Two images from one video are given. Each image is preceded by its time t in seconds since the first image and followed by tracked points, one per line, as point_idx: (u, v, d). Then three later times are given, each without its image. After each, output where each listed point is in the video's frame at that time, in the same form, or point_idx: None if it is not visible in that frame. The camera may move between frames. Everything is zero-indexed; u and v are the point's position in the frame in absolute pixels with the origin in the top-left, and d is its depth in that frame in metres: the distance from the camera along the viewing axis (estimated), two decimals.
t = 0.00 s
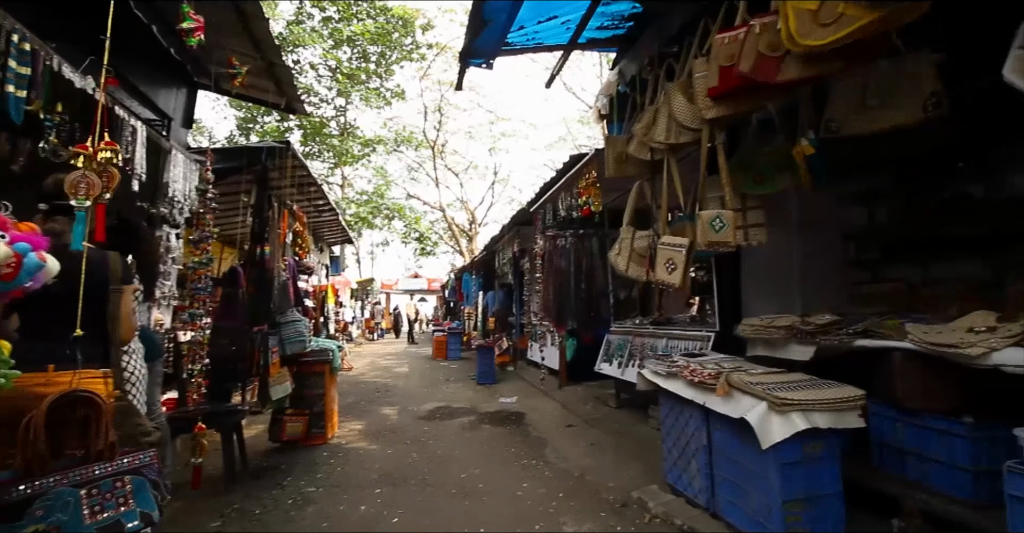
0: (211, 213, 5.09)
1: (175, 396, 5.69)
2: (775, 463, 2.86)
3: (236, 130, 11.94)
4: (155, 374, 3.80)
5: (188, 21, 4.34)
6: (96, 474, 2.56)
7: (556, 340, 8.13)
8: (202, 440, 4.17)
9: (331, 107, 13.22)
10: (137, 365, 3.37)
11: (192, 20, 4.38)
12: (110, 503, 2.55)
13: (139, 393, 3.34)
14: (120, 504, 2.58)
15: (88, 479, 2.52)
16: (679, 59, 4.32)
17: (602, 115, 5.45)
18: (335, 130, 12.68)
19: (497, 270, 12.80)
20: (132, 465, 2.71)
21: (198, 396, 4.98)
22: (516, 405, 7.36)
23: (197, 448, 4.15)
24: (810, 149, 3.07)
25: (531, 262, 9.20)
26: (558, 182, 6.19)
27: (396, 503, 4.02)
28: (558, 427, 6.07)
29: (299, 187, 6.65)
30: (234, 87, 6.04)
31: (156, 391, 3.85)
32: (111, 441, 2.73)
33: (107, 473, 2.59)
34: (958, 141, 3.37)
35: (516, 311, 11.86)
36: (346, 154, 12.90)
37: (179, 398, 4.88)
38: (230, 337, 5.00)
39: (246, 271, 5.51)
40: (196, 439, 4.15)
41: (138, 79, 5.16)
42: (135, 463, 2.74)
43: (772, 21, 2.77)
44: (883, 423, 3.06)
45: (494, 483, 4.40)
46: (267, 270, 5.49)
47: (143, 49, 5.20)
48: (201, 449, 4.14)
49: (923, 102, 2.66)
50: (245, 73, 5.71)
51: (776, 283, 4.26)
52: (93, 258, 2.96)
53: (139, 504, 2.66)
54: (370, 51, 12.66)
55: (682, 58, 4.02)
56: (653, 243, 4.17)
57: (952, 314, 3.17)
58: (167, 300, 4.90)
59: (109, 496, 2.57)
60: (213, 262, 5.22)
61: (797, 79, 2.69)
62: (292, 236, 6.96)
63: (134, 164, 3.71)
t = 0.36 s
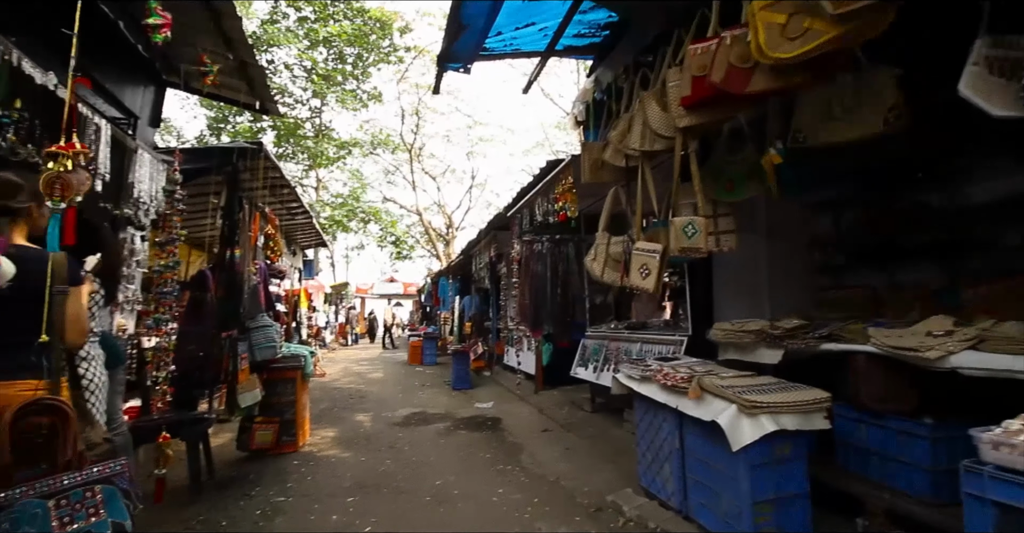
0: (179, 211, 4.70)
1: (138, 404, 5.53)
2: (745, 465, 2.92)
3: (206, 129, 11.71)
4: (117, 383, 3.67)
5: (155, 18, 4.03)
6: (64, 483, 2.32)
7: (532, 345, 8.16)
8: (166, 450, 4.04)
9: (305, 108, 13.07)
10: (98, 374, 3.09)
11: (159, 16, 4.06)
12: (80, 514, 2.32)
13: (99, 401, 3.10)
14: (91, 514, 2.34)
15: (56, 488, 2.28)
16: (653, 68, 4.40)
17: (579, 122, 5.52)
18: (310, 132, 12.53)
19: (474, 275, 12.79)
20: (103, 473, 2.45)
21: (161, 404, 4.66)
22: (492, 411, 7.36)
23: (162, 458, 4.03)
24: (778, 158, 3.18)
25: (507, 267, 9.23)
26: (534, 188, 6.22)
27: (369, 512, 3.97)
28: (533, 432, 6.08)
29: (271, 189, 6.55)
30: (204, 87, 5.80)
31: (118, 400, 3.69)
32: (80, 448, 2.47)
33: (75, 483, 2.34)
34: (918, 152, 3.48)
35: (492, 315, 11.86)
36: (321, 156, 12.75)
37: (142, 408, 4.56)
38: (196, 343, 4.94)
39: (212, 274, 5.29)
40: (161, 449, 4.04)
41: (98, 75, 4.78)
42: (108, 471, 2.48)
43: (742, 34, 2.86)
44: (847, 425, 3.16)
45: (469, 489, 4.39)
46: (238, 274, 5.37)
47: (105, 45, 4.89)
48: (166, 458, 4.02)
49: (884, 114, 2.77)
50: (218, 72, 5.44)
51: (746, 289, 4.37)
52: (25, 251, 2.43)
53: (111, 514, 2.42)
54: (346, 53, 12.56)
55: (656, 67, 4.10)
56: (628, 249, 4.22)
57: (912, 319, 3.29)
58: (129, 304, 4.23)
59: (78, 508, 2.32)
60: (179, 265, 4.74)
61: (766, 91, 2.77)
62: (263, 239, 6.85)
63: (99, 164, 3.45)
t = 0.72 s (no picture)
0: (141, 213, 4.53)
1: (95, 413, 5.33)
2: (713, 467, 2.99)
3: (171, 128, 11.41)
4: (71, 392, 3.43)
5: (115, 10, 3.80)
6: (26, 496, 2.21)
7: (506, 350, 8.18)
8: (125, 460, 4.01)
9: (276, 109, 12.87)
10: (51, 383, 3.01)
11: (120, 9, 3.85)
12: (41, 528, 2.21)
13: (49, 412, 3.01)
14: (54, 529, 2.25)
15: (16, 501, 2.17)
16: (626, 77, 4.49)
17: (554, 128, 5.59)
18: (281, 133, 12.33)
19: (448, 280, 12.75)
20: (65, 485, 2.36)
21: (120, 413, 4.45)
22: (465, 416, 7.34)
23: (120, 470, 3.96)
24: (745, 167, 3.23)
25: (482, 272, 9.23)
26: (509, 193, 6.27)
27: (338, 521, 3.92)
28: (506, 438, 6.09)
29: (239, 191, 6.42)
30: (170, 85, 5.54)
31: (72, 409, 3.47)
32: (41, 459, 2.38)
33: (37, 496, 2.24)
34: (878, 164, 3.62)
35: (466, 320, 11.83)
36: (292, 157, 12.54)
37: (98, 417, 4.36)
38: (161, 351, 4.61)
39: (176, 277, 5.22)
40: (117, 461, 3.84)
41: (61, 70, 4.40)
42: (70, 483, 2.39)
43: (712, 46, 2.93)
44: (810, 426, 3.25)
45: (440, 497, 4.37)
46: (202, 277, 5.33)
47: (67, 39, 4.52)
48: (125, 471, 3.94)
49: (846, 126, 2.88)
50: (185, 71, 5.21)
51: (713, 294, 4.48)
52: None
53: (75, 527, 2.32)
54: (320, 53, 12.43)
55: (629, 77, 4.17)
56: (600, 255, 4.28)
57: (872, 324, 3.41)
58: (88, 309, 4.17)
59: (39, 521, 2.22)
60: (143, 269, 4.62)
61: (734, 102, 2.85)
62: (230, 242, 6.72)
63: (56, 162, 3.34)
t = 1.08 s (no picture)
0: (100, 213, 4.28)
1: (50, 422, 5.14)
2: (684, 470, 3.04)
3: (136, 126, 11.13)
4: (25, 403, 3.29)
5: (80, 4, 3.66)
6: None
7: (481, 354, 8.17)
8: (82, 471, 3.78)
9: (247, 108, 12.68)
10: None
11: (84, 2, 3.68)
12: None
13: None
14: None
15: None
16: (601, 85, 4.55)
17: (529, 134, 5.62)
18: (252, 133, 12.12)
19: (423, 284, 12.68)
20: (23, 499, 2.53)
21: (77, 421, 4.21)
22: (439, 422, 7.29)
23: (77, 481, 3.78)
24: (716, 174, 3.29)
25: (457, 276, 9.22)
26: (485, 197, 6.28)
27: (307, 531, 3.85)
28: (480, 443, 6.07)
29: (207, 191, 6.28)
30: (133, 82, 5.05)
31: (25, 420, 3.32)
32: None
33: None
34: (841, 173, 3.74)
35: (441, 325, 11.77)
36: (263, 157, 12.34)
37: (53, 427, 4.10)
38: (119, 356, 4.61)
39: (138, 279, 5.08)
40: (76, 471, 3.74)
41: (22, 65, 4.21)
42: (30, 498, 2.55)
43: (683, 57, 2.99)
44: (777, 429, 3.33)
45: (413, 504, 4.33)
46: (167, 280, 5.16)
47: (25, 33, 4.29)
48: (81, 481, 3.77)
49: (810, 137, 2.97)
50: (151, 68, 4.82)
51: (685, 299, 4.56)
52: None
53: None
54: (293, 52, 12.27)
55: (603, 84, 4.23)
56: (574, 259, 4.32)
57: (835, 328, 3.52)
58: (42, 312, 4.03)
59: None
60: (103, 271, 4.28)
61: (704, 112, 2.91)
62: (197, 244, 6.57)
63: (12, 161, 3.23)
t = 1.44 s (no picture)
0: (71, 217, 4.25)
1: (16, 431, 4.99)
2: (664, 474, 3.06)
3: (110, 127, 10.92)
4: None
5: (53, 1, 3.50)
6: None
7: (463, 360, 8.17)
8: (48, 483, 3.70)
9: (226, 110, 12.53)
10: None
11: None
12: None
13: None
14: None
15: None
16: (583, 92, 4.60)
17: (512, 140, 5.66)
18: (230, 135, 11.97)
19: (405, 289, 12.63)
20: None
21: (43, 431, 4.04)
22: (420, 429, 7.25)
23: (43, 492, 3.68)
24: (695, 183, 3.42)
25: (439, 281, 9.20)
26: (468, 203, 6.29)
27: None
28: (461, 450, 6.05)
29: (183, 194, 6.19)
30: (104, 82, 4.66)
31: None
32: None
33: None
34: (816, 182, 3.83)
35: (423, 330, 11.72)
36: (242, 160, 12.20)
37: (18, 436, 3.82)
38: (88, 365, 4.64)
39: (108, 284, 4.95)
40: (41, 483, 3.65)
41: None
42: None
43: (663, 67, 3.05)
44: (755, 433, 3.38)
45: (392, 513, 4.29)
46: (139, 286, 5.03)
47: None
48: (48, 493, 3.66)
49: (786, 147, 3.03)
50: (125, 65, 4.41)
51: (666, 306, 4.61)
52: None
53: None
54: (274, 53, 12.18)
55: (586, 92, 4.28)
56: (557, 265, 4.34)
57: (810, 333, 3.59)
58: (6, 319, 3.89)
59: None
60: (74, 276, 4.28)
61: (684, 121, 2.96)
62: (171, 248, 6.46)
63: None
